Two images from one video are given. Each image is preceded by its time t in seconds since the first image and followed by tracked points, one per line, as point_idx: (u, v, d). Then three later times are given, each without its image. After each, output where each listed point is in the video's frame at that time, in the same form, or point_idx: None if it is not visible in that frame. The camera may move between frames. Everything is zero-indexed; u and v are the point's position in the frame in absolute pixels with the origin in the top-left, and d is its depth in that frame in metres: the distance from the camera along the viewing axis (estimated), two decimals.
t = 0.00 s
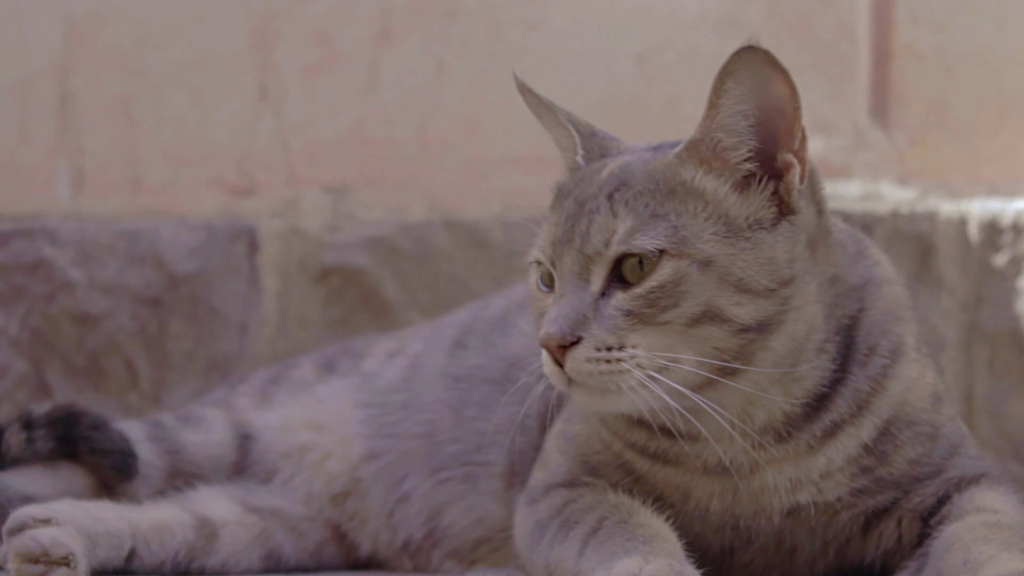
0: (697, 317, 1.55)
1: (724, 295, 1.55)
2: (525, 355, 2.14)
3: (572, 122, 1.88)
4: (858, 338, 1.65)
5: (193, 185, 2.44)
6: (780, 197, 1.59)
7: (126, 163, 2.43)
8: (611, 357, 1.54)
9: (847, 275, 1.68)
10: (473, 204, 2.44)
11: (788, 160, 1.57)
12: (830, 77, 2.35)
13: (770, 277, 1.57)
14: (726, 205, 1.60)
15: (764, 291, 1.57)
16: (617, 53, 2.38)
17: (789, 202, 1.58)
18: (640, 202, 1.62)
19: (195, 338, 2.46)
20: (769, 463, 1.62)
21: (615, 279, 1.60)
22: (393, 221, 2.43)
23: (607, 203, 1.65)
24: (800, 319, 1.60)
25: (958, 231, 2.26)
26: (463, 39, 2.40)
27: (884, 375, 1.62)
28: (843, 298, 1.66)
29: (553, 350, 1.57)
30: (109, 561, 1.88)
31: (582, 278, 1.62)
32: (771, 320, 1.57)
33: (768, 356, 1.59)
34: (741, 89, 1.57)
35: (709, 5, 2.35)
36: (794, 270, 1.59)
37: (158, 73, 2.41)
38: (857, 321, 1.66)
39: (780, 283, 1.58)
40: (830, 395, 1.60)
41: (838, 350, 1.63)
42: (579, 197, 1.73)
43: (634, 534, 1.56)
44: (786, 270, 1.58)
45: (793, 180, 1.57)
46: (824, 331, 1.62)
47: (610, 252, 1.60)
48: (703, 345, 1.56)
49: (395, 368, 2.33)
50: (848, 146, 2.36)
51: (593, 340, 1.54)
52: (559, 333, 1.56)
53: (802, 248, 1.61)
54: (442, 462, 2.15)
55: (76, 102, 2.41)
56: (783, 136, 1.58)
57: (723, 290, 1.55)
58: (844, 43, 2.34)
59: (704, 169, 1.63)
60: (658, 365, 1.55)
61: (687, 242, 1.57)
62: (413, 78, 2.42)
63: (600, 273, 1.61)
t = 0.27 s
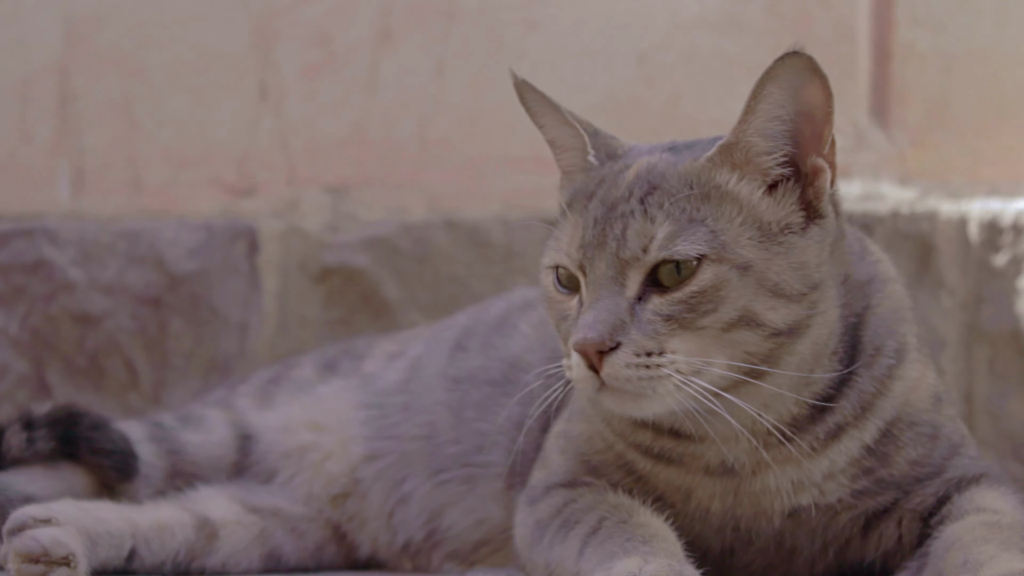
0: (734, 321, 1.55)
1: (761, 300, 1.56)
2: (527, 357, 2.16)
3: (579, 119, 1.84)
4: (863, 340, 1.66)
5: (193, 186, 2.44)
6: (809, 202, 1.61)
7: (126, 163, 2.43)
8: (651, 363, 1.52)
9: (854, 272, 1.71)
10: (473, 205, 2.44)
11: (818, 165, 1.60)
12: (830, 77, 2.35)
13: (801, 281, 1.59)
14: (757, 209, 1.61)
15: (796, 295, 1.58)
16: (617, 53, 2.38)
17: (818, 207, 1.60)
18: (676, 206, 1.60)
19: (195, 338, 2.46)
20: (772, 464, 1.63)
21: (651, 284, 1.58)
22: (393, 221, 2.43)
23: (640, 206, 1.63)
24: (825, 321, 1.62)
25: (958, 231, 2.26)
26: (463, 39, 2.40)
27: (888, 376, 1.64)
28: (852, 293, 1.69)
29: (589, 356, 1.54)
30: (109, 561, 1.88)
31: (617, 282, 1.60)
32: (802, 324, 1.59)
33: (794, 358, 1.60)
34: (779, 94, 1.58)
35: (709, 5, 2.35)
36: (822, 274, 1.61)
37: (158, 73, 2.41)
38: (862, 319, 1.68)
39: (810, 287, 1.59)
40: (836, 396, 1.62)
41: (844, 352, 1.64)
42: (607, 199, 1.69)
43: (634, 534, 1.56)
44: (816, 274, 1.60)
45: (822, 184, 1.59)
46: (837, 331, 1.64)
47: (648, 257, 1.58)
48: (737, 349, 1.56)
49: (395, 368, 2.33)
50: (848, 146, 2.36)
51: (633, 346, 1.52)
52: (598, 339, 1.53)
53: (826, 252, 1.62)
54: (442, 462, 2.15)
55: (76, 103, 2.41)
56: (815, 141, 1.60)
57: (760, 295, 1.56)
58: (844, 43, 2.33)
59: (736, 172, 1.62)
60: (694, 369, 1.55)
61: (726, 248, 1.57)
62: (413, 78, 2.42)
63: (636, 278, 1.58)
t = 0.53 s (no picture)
0: (752, 326, 1.55)
1: (778, 304, 1.56)
2: (527, 357, 2.17)
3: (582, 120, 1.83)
4: (867, 341, 1.67)
5: (193, 186, 2.44)
6: (821, 205, 1.61)
7: (127, 163, 2.43)
8: (672, 369, 1.52)
9: (857, 272, 1.72)
10: (473, 205, 2.44)
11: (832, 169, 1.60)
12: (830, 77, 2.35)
13: (816, 285, 1.60)
14: (772, 213, 1.61)
15: (811, 298, 1.59)
16: (617, 53, 2.38)
17: (830, 210, 1.61)
18: (693, 212, 1.60)
19: (195, 338, 2.47)
20: (773, 466, 1.63)
21: (669, 289, 1.57)
22: (393, 221, 2.43)
23: (657, 211, 1.62)
24: (835, 323, 1.63)
25: (958, 231, 2.26)
26: (463, 39, 2.40)
27: (891, 377, 1.65)
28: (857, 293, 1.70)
29: (608, 363, 1.53)
30: (109, 561, 1.88)
31: (635, 288, 1.59)
32: (815, 327, 1.60)
33: (806, 360, 1.60)
34: (795, 98, 1.58)
35: (709, 5, 2.35)
36: (834, 278, 1.62)
37: (158, 73, 2.41)
38: (866, 318, 1.69)
39: (823, 290, 1.60)
40: (839, 398, 1.62)
41: (847, 353, 1.65)
42: (621, 204, 1.68)
43: (633, 534, 1.56)
44: (829, 277, 1.61)
45: (834, 187, 1.59)
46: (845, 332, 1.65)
47: (668, 262, 1.58)
48: (754, 353, 1.57)
49: (395, 368, 2.33)
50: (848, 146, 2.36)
51: (653, 352, 1.52)
52: (619, 346, 1.52)
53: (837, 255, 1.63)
54: (442, 462, 2.15)
55: (76, 103, 2.41)
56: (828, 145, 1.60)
57: (778, 299, 1.56)
58: (844, 43, 2.33)
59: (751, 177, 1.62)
60: (712, 374, 1.55)
61: (745, 253, 1.57)
62: (413, 78, 2.42)
63: (655, 284, 1.58)
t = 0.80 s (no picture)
0: (763, 326, 1.55)
1: (789, 305, 1.57)
2: (527, 355, 2.16)
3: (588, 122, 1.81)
4: (870, 340, 1.67)
5: (193, 185, 2.44)
6: (829, 205, 1.62)
7: (127, 163, 2.43)
8: (685, 370, 1.52)
9: (860, 271, 1.73)
10: (473, 204, 2.44)
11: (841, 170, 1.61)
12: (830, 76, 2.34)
13: (825, 285, 1.60)
14: (782, 214, 1.61)
15: (821, 299, 1.59)
16: (617, 53, 2.38)
17: (838, 211, 1.61)
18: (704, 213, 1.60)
19: (195, 338, 2.47)
20: (775, 466, 1.63)
21: (681, 292, 1.57)
22: (393, 221, 2.43)
23: (669, 214, 1.62)
24: (843, 323, 1.63)
25: (958, 231, 2.26)
26: (463, 39, 2.40)
27: (894, 377, 1.65)
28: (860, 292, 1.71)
29: (621, 364, 1.53)
30: (109, 561, 1.88)
31: (648, 290, 1.58)
32: (824, 327, 1.60)
33: (814, 361, 1.61)
34: (807, 99, 1.58)
35: (709, 5, 2.35)
36: (842, 278, 1.63)
37: (158, 73, 2.41)
38: (869, 317, 1.70)
39: (832, 291, 1.61)
40: (842, 398, 1.62)
41: (851, 353, 1.65)
42: (631, 206, 1.68)
43: (633, 533, 1.56)
44: (837, 277, 1.62)
45: (843, 189, 1.59)
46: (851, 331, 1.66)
47: (681, 268, 1.57)
48: (764, 354, 1.57)
49: (395, 367, 2.33)
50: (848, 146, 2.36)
51: (666, 353, 1.52)
52: (632, 347, 1.52)
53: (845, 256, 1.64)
54: (442, 461, 2.15)
55: (76, 102, 2.41)
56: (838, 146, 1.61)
57: (789, 300, 1.57)
58: (844, 43, 2.33)
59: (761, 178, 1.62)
60: (723, 374, 1.55)
61: (755, 254, 1.57)
62: (413, 77, 2.42)
63: (667, 286, 1.57)
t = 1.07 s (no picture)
0: (769, 326, 1.55)
1: (795, 306, 1.57)
2: (527, 355, 2.16)
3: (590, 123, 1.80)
4: (871, 342, 1.68)
5: (193, 185, 2.44)
6: (834, 207, 1.62)
7: (127, 164, 2.43)
8: (692, 370, 1.52)
9: (860, 272, 1.74)
10: (473, 204, 2.44)
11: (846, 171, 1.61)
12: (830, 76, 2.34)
13: (830, 286, 1.61)
14: (787, 215, 1.61)
15: (826, 300, 1.60)
16: (617, 53, 2.38)
17: (843, 213, 1.62)
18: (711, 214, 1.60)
19: (195, 338, 2.47)
20: (775, 466, 1.63)
21: (689, 292, 1.56)
22: (393, 221, 2.44)
23: (677, 216, 1.61)
24: (847, 324, 1.64)
25: (958, 231, 2.26)
26: (463, 39, 2.40)
27: (895, 378, 1.65)
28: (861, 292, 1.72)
29: (628, 363, 1.53)
30: (109, 561, 1.88)
31: (656, 291, 1.58)
32: (829, 328, 1.61)
33: (818, 361, 1.61)
34: (816, 100, 1.58)
35: (709, 5, 2.35)
36: (846, 279, 1.63)
37: (158, 73, 2.41)
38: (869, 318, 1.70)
39: (837, 292, 1.61)
40: (843, 399, 1.63)
41: (853, 353, 1.66)
42: (636, 208, 1.67)
43: (633, 533, 1.56)
44: (842, 278, 1.62)
45: (848, 190, 1.60)
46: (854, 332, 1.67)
47: (689, 271, 1.56)
48: (770, 354, 1.57)
49: (395, 367, 2.33)
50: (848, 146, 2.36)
51: (673, 353, 1.51)
52: (640, 346, 1.51)
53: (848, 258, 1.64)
54: (442, 461, 2.15)
55: (76, 103, 2.41)
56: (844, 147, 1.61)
57: (794, 301, 1.57)
58: (844, 43, 2.33)
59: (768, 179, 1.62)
60: (730, 373, 1.55)
61: (762, 255, 1.57)
62: (413, 77, 2.42)
63: (675, 287, 1.56)
